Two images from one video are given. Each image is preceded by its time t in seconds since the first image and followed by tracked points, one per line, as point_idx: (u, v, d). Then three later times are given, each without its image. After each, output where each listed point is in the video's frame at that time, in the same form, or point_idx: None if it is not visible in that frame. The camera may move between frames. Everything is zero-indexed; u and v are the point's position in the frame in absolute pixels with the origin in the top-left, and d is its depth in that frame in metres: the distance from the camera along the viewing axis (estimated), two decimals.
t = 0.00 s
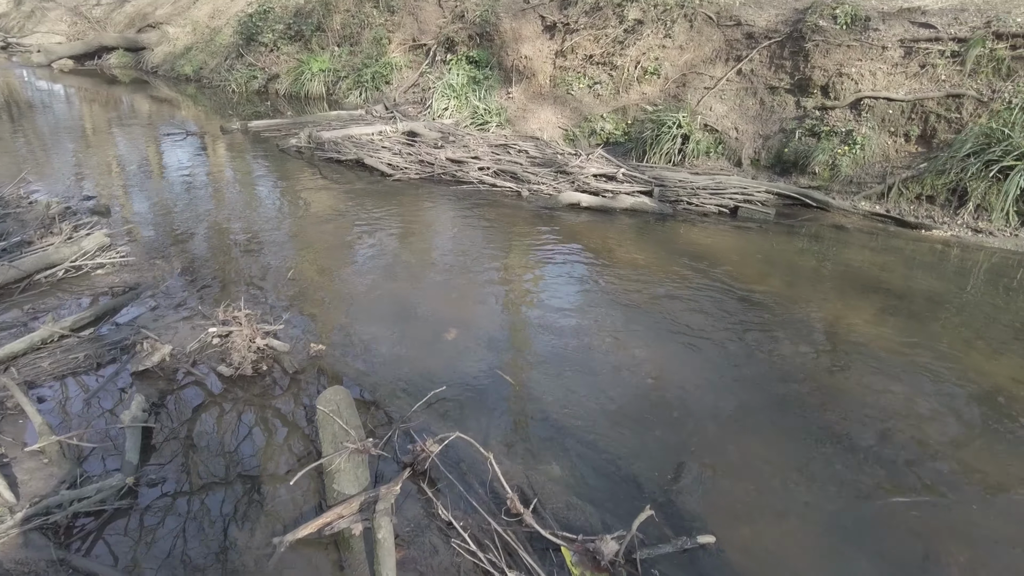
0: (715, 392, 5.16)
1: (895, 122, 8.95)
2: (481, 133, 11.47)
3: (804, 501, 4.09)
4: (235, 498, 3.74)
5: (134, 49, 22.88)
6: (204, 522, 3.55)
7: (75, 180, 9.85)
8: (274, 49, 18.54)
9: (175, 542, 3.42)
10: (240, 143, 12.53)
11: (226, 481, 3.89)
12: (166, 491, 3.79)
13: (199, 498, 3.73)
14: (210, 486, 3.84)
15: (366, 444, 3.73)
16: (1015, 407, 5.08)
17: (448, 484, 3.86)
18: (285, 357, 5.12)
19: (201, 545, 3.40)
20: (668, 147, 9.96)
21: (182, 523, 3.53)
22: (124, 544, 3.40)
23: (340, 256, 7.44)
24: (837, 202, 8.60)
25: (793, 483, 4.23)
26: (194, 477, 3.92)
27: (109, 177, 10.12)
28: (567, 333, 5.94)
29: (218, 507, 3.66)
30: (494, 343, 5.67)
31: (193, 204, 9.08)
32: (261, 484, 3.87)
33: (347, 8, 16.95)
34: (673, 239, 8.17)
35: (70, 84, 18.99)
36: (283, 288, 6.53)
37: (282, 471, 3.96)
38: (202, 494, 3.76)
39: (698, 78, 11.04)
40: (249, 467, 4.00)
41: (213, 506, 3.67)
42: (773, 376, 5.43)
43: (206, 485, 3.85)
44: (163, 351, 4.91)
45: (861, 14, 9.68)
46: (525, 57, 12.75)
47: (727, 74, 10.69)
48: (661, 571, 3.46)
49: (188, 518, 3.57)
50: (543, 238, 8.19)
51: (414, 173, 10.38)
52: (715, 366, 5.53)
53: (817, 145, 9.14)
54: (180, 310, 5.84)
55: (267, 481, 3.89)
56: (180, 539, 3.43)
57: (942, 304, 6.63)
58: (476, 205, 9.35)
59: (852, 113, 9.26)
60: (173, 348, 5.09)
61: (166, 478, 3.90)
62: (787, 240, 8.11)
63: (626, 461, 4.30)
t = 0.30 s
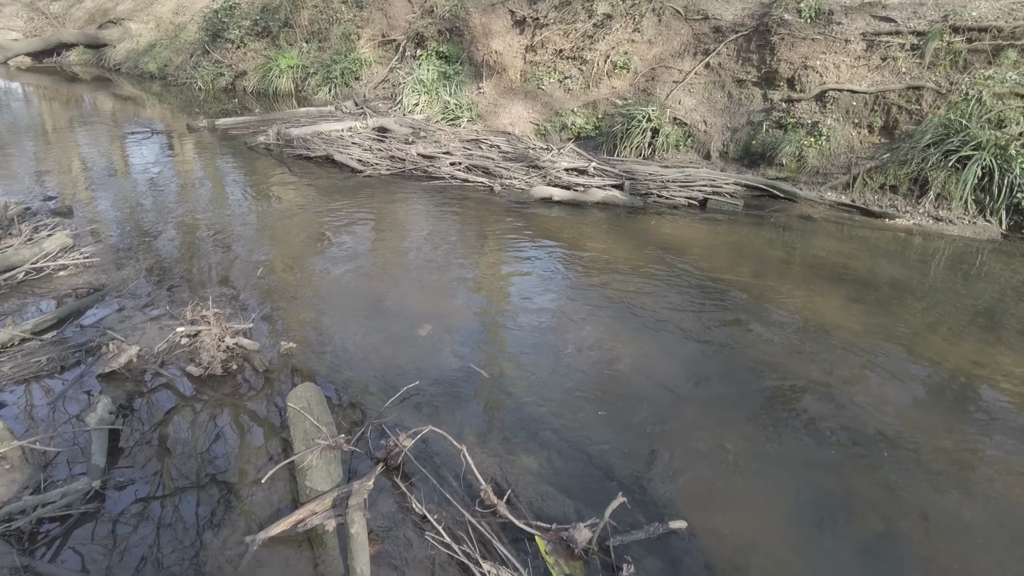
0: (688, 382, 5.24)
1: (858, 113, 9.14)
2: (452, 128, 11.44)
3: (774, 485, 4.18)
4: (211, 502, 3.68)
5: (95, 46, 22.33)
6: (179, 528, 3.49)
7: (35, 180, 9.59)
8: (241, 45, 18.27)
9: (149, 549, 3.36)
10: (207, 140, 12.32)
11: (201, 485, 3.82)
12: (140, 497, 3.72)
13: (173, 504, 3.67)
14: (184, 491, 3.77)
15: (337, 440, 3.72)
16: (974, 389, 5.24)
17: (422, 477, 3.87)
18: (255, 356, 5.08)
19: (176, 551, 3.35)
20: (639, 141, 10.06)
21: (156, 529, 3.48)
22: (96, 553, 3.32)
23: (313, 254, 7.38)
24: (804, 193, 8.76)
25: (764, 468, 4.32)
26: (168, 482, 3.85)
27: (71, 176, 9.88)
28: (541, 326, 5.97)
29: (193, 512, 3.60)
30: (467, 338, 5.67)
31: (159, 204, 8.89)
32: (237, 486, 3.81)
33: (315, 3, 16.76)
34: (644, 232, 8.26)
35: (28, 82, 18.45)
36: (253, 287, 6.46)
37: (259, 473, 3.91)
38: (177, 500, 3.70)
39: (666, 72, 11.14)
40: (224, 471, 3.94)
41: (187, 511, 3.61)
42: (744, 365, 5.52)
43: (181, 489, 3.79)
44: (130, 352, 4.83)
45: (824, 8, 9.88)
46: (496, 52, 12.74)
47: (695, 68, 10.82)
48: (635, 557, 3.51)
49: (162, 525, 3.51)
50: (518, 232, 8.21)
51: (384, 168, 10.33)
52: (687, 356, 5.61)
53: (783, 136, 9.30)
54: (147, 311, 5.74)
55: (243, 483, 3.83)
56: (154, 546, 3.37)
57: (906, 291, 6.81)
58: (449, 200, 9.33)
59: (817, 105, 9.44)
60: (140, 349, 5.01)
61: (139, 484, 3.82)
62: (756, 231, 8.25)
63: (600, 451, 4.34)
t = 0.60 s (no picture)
0: (660, 369, 5.30)
1: (820, 102, 9.34)
2: (419, 121, 11.38)
3: (744, 467, 4.26)
4: (182, 505, 3.60)
5: (48, 40, 21.63)
6: (149, 533, 3.41)
7: None
8: (201, 39, 17.89)
9: (119, 556, 3.29)
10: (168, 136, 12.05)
11: (171, 488, 3.74)
12: (108, 502, 3.63)
13: (143, 508, 3.58)
14: (153, 495, 3.69)
15: (306, 435, 3.69)
16: (932, 368, 5.41)
17: (393, 470, 3.86)
18: (221, 354, 5.01)
19: (147, 557, 3.28)
20: (606, 132, 10.14)
21: (125, 536, 3.40)
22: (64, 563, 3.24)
23: (282, 249, 7.29)
24: (768, 181, 8.93)
25: (733, 450, 4.41)
26: (136, 486, 3.76)
27: (25, 175, 9.58)
28: (512, 317, 5.98)
29: (164, 516, 3.52)
30: (438, 331, 5.67)
31: (119, 202, 8.67)
32: (208, 488, 3.74)
33: None
34: (613, 222, 8.34)
35: None
36: (219, 284, 6.36)
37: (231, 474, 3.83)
38: (147, 504, 3.61)
39: (632, 63, 11.23)
40: (195, 473, 3.85)
41: (157, 515, 3.53)
42: (713, 351, 5.61)
43: (150, 493, 3.70)
44: (91, 352, 4.73)
45: None
46: (462, 44, 12.67)
47: (660, 59, 10.92)
48: (607, 541, 3.55)
49: (132, 531, 3.44)
50: (490, 225, 8.21)
51: (351, 162, 10.23)
52: (658, 344, 5.67)
53: (747, 126, 9.47)
54: (108, 310, 5.62)
55: (215, 485, 3.76)
56: (124, 553, 3.30)
57: (867, 275, 6.99)
58: (419, 194, 9.28)
59: (780, 94, 9.62)
60: (102, 348, 4.90)
61: (106, 490, 3.73)
62: (721, 219, 8.39)
63: (573, 439, 4.37)
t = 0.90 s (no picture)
0: (631, 357, 5.37)
1: (782, 91, 9.51)
2: (386, 114, 11.29)
3: (713, 450, 4.35)
4: (154, 510, 3.54)
5: None
6: (118, 537, 3.37)
7: None
8: (159, 33, 17.46)
9: (89, 563, 3.23)
10: (128, 133, 11.74)
11: (142, 494, 3.68)
12: (80, 508, 3.57)
13: (113, 515, 3.52)
14: (124, 501, 3.62)
15: (276, 433, 3.66)
16: (892, 349, 5.59)
17: (365, 465, 3.86)
18: (188, 353, 4.94)
19: (118, 562, 3.22)
20: (573, 123, 10.18)
21: (95, 543, 3.34)
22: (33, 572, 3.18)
23: (249, 246, 7.19)
24: (734, 170, 9.08)
25: (702, 434, 4.49)
26: (106, 492, 3.69)
27: None
28: (483, 309, 6.01)
29: (135, 521, 3.46)
30: (409, 324, 5.67)
31: (77, 200, 8.43)
32: (181, 491, 3.68)
33: None
34: (582, 213, 8.40)
35: None
36: (184, 282, 6.25)
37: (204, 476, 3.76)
38: (117, 510, 3.55)
39: (598, 54, 11.28)
40: (167, 476, 3.79)
41: (128, 521, 3.47)
42: (683, 337, 5.70)
43: (120, 499, 3.64)
44: (51, 356, 4.62)
45: None
46: (427, 36, 12.58)
47: (626, 49, 11.00)
48: (580, 527, 3.59)
49: (102, 537, 3.37)
50: (460, 218, 8.20)
51: (317, 157, 10.11)
52: (629, 332, 5.74)
53: (712, 116, 9.61)
54: (68, 312, 5.48)
55: (187, 488, 3.69)
56: (94, 560, 3.24)
57: (830, 260, 7.16)
58: (388, 187, 9.22)
59: (744, 84, 9.77)
60: (62, 351, 4.81)
61: (77, 496, 3.65)
62: (688, 208, 8.51)
63: (547, 429, 4.41)
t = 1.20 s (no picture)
0: (606, 347, 5.41)
1: (750, 81, 9.64)
2: (355, 108, 11.17)
3: (687, 436, 4.42)
4: (126, 515, 3.48)
5: None
6: (88, 542, 3.31)
7: None
8: (119, 27, 17.06)
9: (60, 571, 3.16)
10: (89, 129, 11.43)
11: (114, 498, 3.61)
12: (49, 515, 3.49)
13: (83, 521, 3.45)
14: (95, 506, 3.55)
15: (249, 430, 3.59)
16: (858, 332, 5.73)
17: (341, 461, 3.83)
18: (158, 354, 4.86)
19: (90, 569, 3.16)
20: (544, 115, 10.19)
21: (65, 550, 3.27)
22: None
23: (218, 243, 7.07)
24: (703, 160, 9.19)
25: (677, 421, 4.56)
26: (76, 499, 3.61)
27: None
28: (456, 303, 6.00)
29: (106, 527, 3.40)
30: (383, 320, 5.64)
31: (38, 200, 8.19)
32: (154, 494, 3.61)
33: None
34: (554, 204, 8.42)
35: None
36: (151, 281, 6.12)
37: (177, 479, 3.69)
38: (88, 516, 3.48)
39: (568, 46, 11.30)
40: (139, 480, 3.72)
41: (100, 526, 3.41)
42: (657, 326, 5.77)
43: (91, 505, 3.57)
44: (14, 360, 4.51)
45: None
46: (396, 28, 12.45)
47: (595, 41, 11.03)
48: (557, 515, 3.62)
49: (73, 544, 3.31)
50: (433, 212, 8.15)
51: (286, 152, 9.96)
52: (604, 322, 5.79)
53: (681, 106, 9.70)
54: (31, 314, 5.34)
55: (161, 491, 3.63)
56: (65, 568, 3.17)
57: (798, 247, 7.30)
58: (359, 182, 9.13)
59: (712, 74, 9.87)
60: (25, 355, 4.69)
61: (46, 504, 3.57)
62: (659, 198, 8.59)
63: (523, 420, 4.43)
